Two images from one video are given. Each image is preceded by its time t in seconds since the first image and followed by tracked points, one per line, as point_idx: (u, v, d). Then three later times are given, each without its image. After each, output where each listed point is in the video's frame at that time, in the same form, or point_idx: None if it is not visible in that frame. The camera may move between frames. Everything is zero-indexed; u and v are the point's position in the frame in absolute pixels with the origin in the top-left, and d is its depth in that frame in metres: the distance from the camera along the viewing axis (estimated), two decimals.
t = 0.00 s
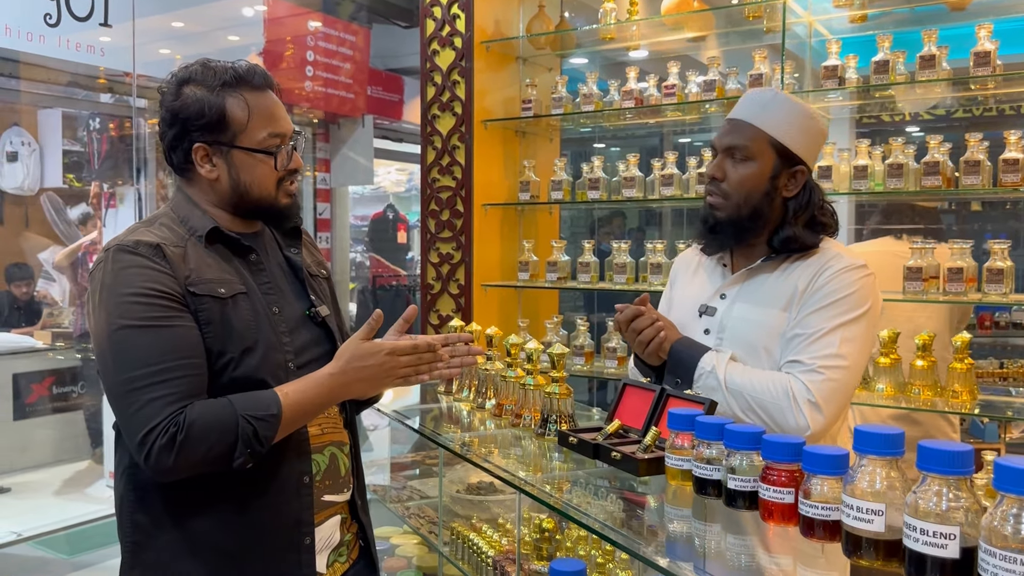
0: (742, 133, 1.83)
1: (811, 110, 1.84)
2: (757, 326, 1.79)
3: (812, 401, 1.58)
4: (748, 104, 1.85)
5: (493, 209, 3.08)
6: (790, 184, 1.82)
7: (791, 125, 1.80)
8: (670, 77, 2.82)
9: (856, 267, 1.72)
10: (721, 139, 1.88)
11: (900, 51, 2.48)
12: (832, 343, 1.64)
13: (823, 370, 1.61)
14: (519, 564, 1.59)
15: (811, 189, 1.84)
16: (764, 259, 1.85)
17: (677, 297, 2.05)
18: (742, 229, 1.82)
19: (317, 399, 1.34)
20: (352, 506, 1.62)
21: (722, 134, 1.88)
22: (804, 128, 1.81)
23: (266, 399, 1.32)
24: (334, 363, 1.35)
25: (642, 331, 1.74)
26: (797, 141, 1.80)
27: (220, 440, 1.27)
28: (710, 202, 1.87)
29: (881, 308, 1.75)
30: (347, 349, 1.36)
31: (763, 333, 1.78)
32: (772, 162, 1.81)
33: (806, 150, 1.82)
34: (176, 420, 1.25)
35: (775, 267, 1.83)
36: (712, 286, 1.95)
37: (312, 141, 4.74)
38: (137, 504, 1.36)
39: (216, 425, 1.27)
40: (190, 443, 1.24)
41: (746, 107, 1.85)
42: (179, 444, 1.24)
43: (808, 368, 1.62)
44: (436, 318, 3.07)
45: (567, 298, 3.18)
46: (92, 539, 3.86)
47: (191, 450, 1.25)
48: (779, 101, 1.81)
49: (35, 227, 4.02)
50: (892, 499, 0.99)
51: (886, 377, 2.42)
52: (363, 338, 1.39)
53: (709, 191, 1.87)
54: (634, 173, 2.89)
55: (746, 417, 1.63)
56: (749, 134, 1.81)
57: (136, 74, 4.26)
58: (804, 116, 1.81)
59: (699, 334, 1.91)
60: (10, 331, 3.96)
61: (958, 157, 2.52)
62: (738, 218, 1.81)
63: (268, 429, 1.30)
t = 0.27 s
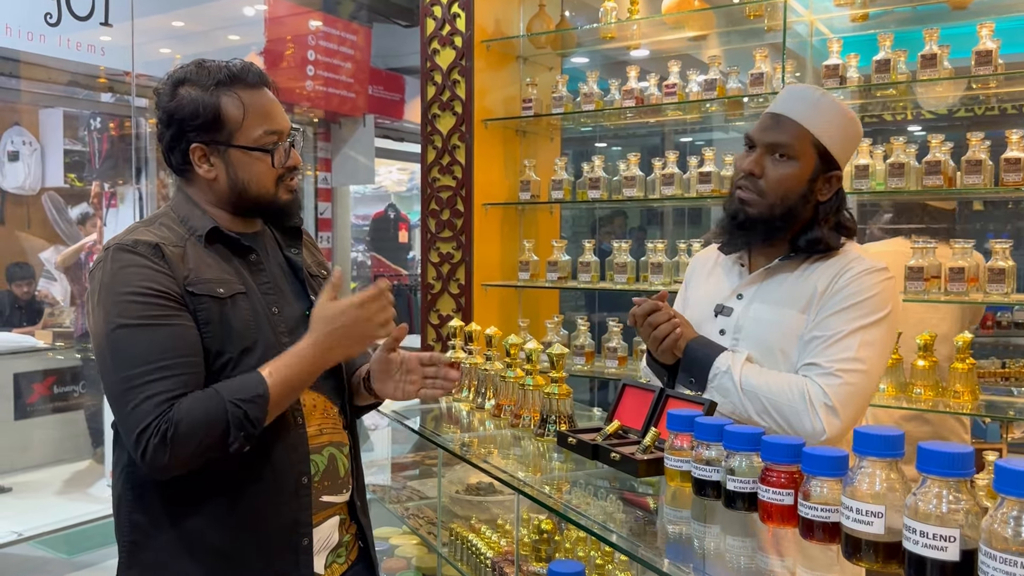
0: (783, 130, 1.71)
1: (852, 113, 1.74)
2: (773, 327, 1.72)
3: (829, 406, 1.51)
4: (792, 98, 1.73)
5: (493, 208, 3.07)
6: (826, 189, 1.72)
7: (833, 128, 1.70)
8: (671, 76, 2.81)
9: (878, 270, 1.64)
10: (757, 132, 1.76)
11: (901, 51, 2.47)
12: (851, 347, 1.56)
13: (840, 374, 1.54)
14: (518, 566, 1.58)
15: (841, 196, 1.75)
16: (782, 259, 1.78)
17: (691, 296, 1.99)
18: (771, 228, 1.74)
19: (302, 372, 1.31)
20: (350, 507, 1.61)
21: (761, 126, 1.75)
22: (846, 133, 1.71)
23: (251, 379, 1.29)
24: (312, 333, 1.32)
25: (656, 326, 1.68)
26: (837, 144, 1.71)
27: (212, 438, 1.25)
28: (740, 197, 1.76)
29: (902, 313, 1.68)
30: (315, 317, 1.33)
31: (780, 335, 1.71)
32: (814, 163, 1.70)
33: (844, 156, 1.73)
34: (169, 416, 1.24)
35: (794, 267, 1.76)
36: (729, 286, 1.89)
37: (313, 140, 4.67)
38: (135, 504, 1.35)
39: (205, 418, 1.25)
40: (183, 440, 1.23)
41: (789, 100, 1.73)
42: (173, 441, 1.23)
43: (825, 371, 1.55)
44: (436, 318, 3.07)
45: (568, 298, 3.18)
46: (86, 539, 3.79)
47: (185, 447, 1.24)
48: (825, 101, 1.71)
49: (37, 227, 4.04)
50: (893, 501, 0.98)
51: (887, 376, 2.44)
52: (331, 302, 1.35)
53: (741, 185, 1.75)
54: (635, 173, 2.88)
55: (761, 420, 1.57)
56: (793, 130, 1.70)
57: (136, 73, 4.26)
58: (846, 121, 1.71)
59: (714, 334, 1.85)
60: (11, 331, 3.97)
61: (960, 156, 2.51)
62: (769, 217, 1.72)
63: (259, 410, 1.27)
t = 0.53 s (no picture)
0: (784, 135, 1.71)
1: (858, 110, 1.71)
2: (796, 332, 1.70)
3: (848, 414, 1.48)
4: (794, 102, 1.72)
5: (493, 208, 3.06)
6: (838, 188, 1.71)
7: (840, 125, 1.68)
8: (672, 75, 2.80)
9: (903, 277, 1.62)
10: (762, 138, 1.76)
11: (903, 49, 2.46)
12: (874, 355, 1.54)
13: (865, 382, 1.51)
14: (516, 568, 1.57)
15: (858, 192, 1.73)
16: (808, 265, 1.76)
17: (711, 298, 1.98)
18: (787, 235, 1.74)
19: (273, 289, 1.36)
20: (347, 510, 1.60)
21: (763, 134, 1.75)
22: (852, 131, 1.69)
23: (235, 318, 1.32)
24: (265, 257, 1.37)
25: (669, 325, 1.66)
26: (845, 142, 1.68)
27: (227, 394, 1.26)
28: (752, 207, 1.76)
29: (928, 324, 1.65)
30: (249, 242, 1.38)
31: (802, 339, 1.69)
32: (820, 164, 1.69)
33: (854, 153, 1.70)
34: (182, 377, 1.24)
35: (819, 272, 1.74)
36: (751, 290, 1.88)
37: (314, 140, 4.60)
38: (144, 496, 1.34)
39: (212, 366, 1.25)
40: (199, 398, 1.24)
41: (791, 106, 1.73)
42: (190, 403, 1.24)
43: (845, 378, 1.53)
44: (436, 319, 3.05)
45: (568, 297, 3.17)
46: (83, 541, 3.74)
47: (202, 407, 1.24)
48: (827, 99, 1.69)
49: (38, 227, 4.05)
50: (894, 504, 0.97)
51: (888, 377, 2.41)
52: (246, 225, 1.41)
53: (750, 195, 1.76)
54: (635, 172, 2.87)
55: (778, 423, 1.55)
56: (793, 133, 1.70)
57: (136, 73, 4.26)
58: (850, 119, 1.69)
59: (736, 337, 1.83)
60: (11, 331, 3.95)
61: (961, 156, 2.51)
62: (782, 224, 1.72)
63: (255, 334, 1.30)
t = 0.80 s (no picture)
0: (756, 156, 1.69)
1: (831, 113, 1.64)
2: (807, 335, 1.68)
3: (886, 412, 1.46)
4: (764, 123, 1.70)
5: (493, 207, 3.05)
6: (823, 198, 1.67)
7: (808, 139, 1.63)
8: (674, 74, 2.78)
9: (918, 277, 1.61)
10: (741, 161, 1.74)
11: (907, 48, 2.44)
12: (899, 356, 1.52)
13: (894, 379, 1.49)
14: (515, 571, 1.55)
15: (847, 194, 1.69)
16: (816, 266, 1.74)
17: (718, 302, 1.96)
18: (780, 250, 1.74)
19: (281, 288, 1.35)
20: (339, 518, 1.57)
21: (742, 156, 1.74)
22: (822, 138, 1.63)
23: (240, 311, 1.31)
24: (276, 256, 1.37)
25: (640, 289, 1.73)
26: (818, 155, 1.63)
27: (224, 385, 1.26)
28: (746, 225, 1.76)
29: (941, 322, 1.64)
30: (261, 241, 1.38)
31: (815, 340, 1.66)
32: (795, 181, 1.66)
33: (830, 160, 1.64)
34: (182, 363, 1.25)
35: (828, 273, 1.72)
36: (760, 292, 1.86)
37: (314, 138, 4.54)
38: (130, 485, 1.34)
39: (212, 356, 1.25)
40: (196, 385, 1.24)
41: (762, 128, 1.70)
42: (186, 388, 1.23)
43: (878, 376, 1.50)
44: (436, 318, 3.04)
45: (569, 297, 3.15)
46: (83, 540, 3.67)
47: (199, 394, 1.24)
48: (788, 117, 1.65)
49: (39, 225, 4.07)
50: (899, 508, 0.95)
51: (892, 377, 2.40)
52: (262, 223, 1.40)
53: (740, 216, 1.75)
54: (636, 171, 2.85)
55: (806, 409, 1.48)
56: (762, 156, 1.68)
57: (135, 71, 4.25)
58: (818, 126, 1.63)
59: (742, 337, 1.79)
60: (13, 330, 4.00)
61: (965, 154, 2.49)
62: (774, 239, 1.72)
63: (259, 329, 1.29)
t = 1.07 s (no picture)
0: (758, 131, 1.68)
1: (836, 94, 1.63)
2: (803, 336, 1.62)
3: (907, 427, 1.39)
4: (773, 98, 1.69)
5: (495, 205, 3.03)
6: (820, 178, 1.64)
7: (811, 115, 1.61)
8: (677, 71, 2.76)
9: (916, 274, 1.55)
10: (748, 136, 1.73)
11: (912, 44, 2.42)
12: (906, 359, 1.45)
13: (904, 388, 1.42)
14: (516, 574, 1.53)
15: (844, 179, 1.64)
16: (809, 261, 1.68)
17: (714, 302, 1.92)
18: (772, 231, 1.69)
19: (296, 271, 1.35)
20: (330, 522, 1.56)
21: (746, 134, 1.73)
22: (826, 116, 1.61)
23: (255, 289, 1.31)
24: (292, 243, 1.36)
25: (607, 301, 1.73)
26: (819, 132, 1.61)
27: (242, 357, 1.25)
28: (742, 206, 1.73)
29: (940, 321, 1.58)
30: (285, 226, 1.37)
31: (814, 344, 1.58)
32: (793, 157, 1.63)
33: (832, 140, 1.62)
34: (202, 333, 1.23)
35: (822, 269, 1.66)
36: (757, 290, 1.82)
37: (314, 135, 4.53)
38: (128, 475, 1.32)
39: (232, 326, 1.24)
40: (218, 354, 1.22)
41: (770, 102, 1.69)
42: (207, 357, 1.22)
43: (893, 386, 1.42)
44: (438, 317, 3.02)
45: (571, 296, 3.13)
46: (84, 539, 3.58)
47: (220, 364, 1.22)
48: (795, 92, 1.64)
49: (40, 223, 4.05)
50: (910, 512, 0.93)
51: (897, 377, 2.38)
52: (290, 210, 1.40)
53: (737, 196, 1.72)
54: (639, 169, 2.83)
55: (827, 430, 1.37)
56: (765, 130, 1.67)
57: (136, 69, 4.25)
58: (823, 105, 1.61)
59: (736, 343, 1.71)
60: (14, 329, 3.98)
61: (971, 152, 2.47)
62: (767, 219, 1.68)
63: (277, 306, 1.29)
